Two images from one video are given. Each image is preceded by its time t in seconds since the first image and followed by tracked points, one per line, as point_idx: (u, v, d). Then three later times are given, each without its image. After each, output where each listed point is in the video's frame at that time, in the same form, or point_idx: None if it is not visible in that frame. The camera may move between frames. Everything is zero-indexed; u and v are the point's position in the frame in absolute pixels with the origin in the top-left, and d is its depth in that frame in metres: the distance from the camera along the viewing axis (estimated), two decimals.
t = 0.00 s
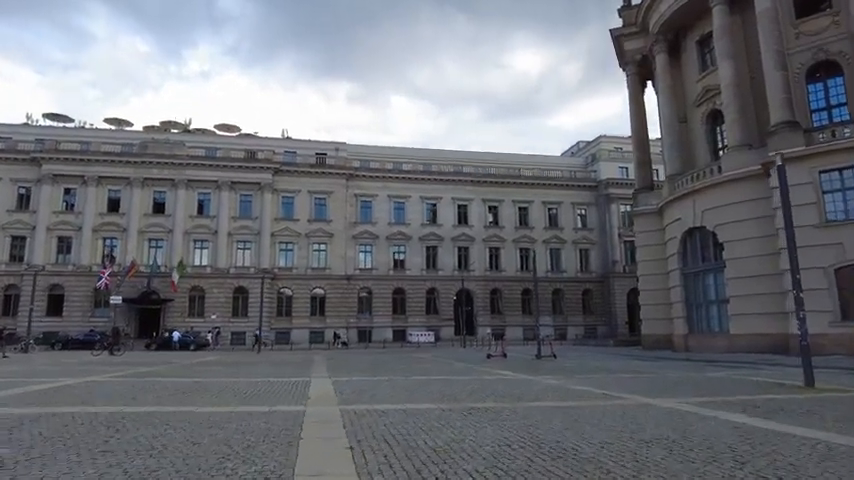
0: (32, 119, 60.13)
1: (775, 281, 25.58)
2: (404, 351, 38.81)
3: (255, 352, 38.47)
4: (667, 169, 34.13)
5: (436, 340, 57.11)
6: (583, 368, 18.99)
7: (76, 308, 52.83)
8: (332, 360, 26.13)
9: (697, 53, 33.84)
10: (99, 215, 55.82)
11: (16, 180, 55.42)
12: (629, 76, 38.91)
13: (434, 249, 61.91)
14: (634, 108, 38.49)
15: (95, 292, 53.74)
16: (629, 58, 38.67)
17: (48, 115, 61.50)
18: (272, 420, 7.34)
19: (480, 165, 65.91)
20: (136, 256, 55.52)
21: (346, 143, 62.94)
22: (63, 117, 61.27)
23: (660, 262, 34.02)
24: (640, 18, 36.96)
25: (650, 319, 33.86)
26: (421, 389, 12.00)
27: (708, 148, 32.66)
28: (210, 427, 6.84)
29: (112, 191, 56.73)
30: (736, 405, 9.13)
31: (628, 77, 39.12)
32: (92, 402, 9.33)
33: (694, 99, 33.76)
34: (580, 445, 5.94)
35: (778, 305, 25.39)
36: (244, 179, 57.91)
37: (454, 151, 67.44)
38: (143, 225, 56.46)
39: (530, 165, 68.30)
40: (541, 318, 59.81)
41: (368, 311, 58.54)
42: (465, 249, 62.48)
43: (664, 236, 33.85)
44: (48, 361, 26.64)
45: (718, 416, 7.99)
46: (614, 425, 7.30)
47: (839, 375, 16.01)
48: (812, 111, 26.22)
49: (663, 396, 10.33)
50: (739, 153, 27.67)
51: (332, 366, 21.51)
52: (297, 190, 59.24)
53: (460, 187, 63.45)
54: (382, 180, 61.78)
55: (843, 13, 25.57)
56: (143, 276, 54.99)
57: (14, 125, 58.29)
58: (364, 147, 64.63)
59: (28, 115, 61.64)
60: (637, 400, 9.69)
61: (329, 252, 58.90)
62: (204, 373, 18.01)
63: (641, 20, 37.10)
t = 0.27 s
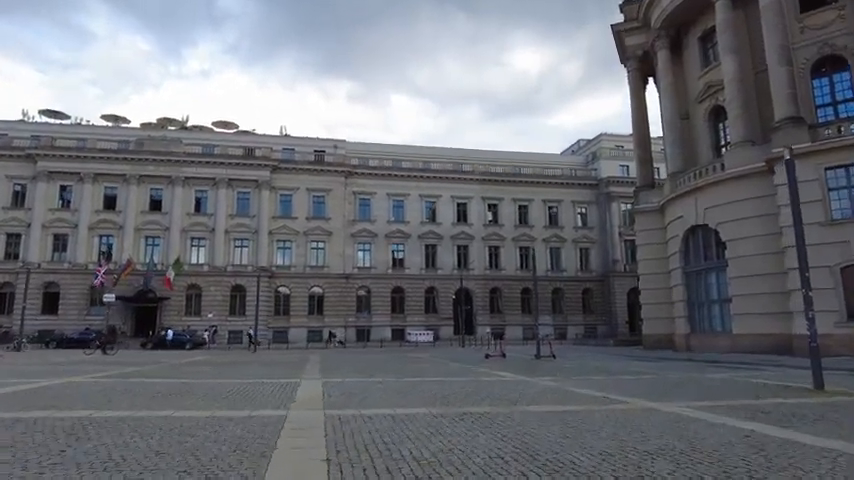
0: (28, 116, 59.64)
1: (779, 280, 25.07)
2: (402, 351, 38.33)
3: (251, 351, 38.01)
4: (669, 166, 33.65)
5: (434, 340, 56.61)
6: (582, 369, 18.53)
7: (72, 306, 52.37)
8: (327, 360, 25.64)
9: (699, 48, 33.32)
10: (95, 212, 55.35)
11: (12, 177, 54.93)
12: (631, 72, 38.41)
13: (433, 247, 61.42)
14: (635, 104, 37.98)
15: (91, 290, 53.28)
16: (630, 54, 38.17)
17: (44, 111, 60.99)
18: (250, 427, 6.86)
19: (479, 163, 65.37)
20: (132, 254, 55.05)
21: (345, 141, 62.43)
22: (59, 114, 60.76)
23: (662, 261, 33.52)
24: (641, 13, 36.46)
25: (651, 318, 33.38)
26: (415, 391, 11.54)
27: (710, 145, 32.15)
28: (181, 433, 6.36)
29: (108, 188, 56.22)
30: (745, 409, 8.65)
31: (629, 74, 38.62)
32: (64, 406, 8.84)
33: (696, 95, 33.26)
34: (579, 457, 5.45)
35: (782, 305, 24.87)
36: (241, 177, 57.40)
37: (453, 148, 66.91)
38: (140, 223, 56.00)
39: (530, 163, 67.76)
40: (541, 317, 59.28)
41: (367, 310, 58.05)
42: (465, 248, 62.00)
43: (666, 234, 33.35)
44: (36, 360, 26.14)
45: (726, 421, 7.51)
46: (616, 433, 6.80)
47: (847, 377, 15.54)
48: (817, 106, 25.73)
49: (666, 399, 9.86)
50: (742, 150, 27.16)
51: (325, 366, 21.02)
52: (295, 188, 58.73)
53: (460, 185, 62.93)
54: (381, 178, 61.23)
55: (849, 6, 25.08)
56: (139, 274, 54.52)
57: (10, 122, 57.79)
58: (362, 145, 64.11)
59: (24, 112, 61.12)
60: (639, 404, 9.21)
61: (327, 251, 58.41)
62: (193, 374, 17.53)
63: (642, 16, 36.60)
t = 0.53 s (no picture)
0: (23, 113, 59.14)
1: (782, 279, 24.60)
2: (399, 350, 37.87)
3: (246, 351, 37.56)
4: (669, 163, 33.17)
5: (433, 339, 56.14)
6: (581, 369, 18.10)
7: (67, 305, 51.89)
8: (321, 360, 25.19)
9: (701, 44, 32.86)
10: (91, 210, 54.87)
11: (6, 175, 54.43)
12: (631, 68, 37.93)
13: (431, 246, 60.97)
14: (636, 101, 37.52)
15: (87, 289, 52.81)
16: (630, 50, 37.69)
17: (40, 109, 60.49)
18: (222, 432, 6.38)
19: (478, 161, 64.86)
20: (128, 253, 54.58)
21: (342, 139, 61.94)
22: (55, 111, 60.28)
23: (662, 259, 33.06)
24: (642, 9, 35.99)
25: (652, 317, 32.93)
26: (406, 392, 11.09)
27: (711, 142, 31.68)
28: (147, 439, 5.88)
29: (104, 186, 55.72)
30: (752, 412, 8.20)
31: (629, 70, 38.15)
32: (33, 409, 8.37)
33: (697, 91, 32.78)
34: (575, 467, 4.98)
35: (785, 304, 24.41)
36: (238, 175, 56.91)
37: (452, 146, 66.42)
38: (136, 221, 55.54)
39: (529, 161, 67.26)
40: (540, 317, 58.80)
41: (365, 309, 57.60)
42: (463, 246, 61.57)
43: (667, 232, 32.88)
44: (25, 360, 25.67)
45: (734, 426, 7.06)
46: (616, 438, 6.32)
47: None
48: (821, 102, 25.27)
49: (668, 401, 9.41)
50: (745, 146, 26.68)
51: (318, 366, 20.57)
52: (292, 186, 58.25)
53: (458, 184, 62.44)
54: (379, 176, 60.72)
55: None
56: (135, 272, 54.04)
57: (5, 119, 57.28)
58: (360, 143, 63.61)
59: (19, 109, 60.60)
60: (641, 407, 8.75)
61: (325, 249, 57.93)
62: (181, 374, 17.06)
63: (643, 11, 36.13)
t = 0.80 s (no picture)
0: (19, 112, 58.69)
1: (785, 278, 24.13)
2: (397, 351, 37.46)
3: (241, 352, 37.08)
4: (670, 162, 32.71)
5: (431, 340, 55.69)
6: (580, 371, 17.63)
7: (62, 306, 51.43)
8: (316, 362, 24.72)
9: (702, 40, 32.39)
10: (86, 210, 54.39)
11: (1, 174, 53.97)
12: (631, 66, 37.49)
13: (430, 246, 60.53)
14: (636, 99, 37.07)
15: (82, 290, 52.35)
16: (630, 47, 37.24)
17: (36, 108, 60.06)
18: (191, 443, 5.91)
19: (477, 161, 64.39)
20: (124, 253, 54.11)
21: (340, 138, 61.48)
22: (51, 111, 59.83)
23: (663, 259, 32.61)
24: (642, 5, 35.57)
25: (652, 318, 32.47)
26: (397, 396, 10.62)
27: (712, 140, 31.21)
28: (104, 451, 5.41)
29: (100, 186, 55.24)
30: (761, 417, 7.74)
31: (629, 67, 37.70)
32: None
33: (698, 88, 32.32)
34: None
35: (789, 304, 23.94)
36: (235, 174, 56.45)
37: (451, 145, 65.96)
38: (132, 221, 55.06)
39: (529, 160, 66.79)
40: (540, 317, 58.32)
41: (363, 309, 57.15)
42: (462, 246, 61.14)
43: (667, 231, 32.42)
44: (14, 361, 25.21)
45: (744, 432, 6.59)
46: (615, 448, 5.86)
47: None
48: (824, 98, 24.83)
49: (671, 406, 8.94)
50: (747, 143, 26.22)
51: (311, 368, 20.10)
52: (290, 186, 57.79)
53: (457, 183, 61.98)
54: (377, 175, 60.23)
55: None
56: (131, 273, 53.56)
57: None
58: (358, 142, 63.16)
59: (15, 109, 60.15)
60: (643, 412, 8.28)
61: (322, 249, 57.47)
62: (170, 376, 16.61)
63: (643, 7, 35.69)
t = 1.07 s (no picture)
0: (15, 110, 58.21)
1: (790, 276, 23.64)
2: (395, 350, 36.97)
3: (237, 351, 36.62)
4: (672, 158, 32.21)
5: (430, 339, 55.23)
6: (580, 371, 17.16)
7: (57, 305, 50.95)
8: (310, 361, 24.26)
9: (704, 35, 31.90)
10: (82, 208, 53.91)
11: None
12: (631, 61, 36.99)
13: (429, 245, 60.04)
14: (637, 95, 36.57)
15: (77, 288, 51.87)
16: (631, 42, 36.76)
17: (31, 105, 59.60)
18: (155, 449, 5.44)
19: (477, 159, 63.89)
20: (120, 251, 53.63)
21: (339, 136, 60.98)
22: (47, 108, 59.38)
23: (664, 257, 32.12)
24: None
25: (653, 317, 31.99)
26: (388, 397, 10.15)
27: (715, 136, 30.72)
28: (56, 458, 4.94)
29: (96, 184, 54.77)
30: (773, 420, 7.26)
31: (630, 63, 37.22)
32: None
33: (700, 83, 31.83)
34: None
35: (793, 302, 23.44)
36: (232, 172, 55.98)
37: (451, 143, 65.47)
38: (128, 219, 54.57)
39: (528, 158, 66.29)
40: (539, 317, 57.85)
41: (361, 308, 56.68)
42: (461, 245, 60.67)
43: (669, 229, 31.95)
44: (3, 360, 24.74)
45: (757, 436, 6.11)
46: (618, 455, 5.38)
47: None
48: (829, 92, 24.34)
49: (677, 408, 8.45)
50: (751, 138, 25.73)
51: (304, 368, 19.61)
52: (288, 184, 57.31)
53: (456, 181, 61.50)
54: (376, 174, 59.74)
55: None
56: (127, 271, 53.08)
57: None
58: (357, 140, 62.70)
59: (11, 106, 59.67)
60: (646, 414, 7.80)
61: (320, 248, 56.99)
62: (157, 376, 16.14)
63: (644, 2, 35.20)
